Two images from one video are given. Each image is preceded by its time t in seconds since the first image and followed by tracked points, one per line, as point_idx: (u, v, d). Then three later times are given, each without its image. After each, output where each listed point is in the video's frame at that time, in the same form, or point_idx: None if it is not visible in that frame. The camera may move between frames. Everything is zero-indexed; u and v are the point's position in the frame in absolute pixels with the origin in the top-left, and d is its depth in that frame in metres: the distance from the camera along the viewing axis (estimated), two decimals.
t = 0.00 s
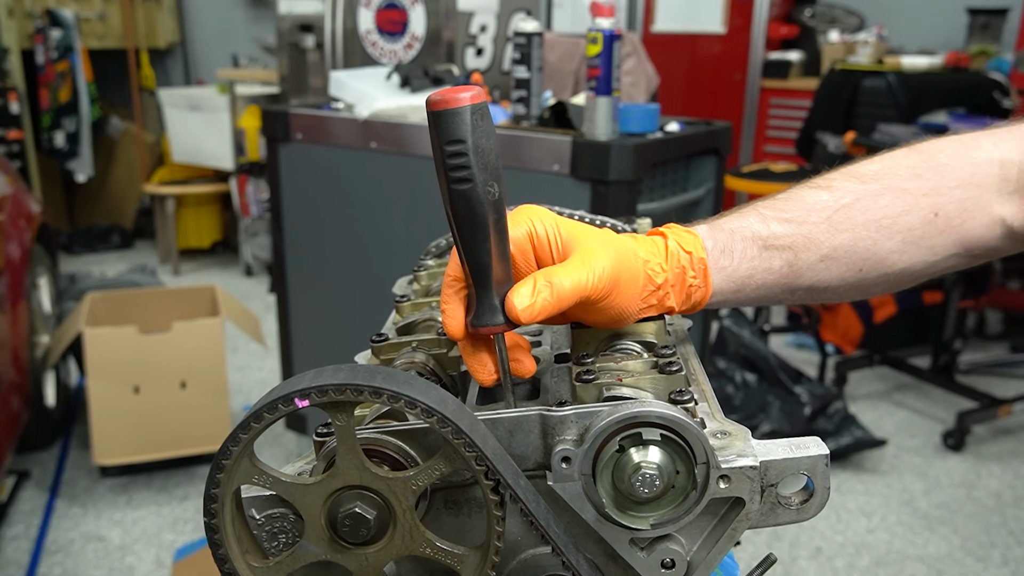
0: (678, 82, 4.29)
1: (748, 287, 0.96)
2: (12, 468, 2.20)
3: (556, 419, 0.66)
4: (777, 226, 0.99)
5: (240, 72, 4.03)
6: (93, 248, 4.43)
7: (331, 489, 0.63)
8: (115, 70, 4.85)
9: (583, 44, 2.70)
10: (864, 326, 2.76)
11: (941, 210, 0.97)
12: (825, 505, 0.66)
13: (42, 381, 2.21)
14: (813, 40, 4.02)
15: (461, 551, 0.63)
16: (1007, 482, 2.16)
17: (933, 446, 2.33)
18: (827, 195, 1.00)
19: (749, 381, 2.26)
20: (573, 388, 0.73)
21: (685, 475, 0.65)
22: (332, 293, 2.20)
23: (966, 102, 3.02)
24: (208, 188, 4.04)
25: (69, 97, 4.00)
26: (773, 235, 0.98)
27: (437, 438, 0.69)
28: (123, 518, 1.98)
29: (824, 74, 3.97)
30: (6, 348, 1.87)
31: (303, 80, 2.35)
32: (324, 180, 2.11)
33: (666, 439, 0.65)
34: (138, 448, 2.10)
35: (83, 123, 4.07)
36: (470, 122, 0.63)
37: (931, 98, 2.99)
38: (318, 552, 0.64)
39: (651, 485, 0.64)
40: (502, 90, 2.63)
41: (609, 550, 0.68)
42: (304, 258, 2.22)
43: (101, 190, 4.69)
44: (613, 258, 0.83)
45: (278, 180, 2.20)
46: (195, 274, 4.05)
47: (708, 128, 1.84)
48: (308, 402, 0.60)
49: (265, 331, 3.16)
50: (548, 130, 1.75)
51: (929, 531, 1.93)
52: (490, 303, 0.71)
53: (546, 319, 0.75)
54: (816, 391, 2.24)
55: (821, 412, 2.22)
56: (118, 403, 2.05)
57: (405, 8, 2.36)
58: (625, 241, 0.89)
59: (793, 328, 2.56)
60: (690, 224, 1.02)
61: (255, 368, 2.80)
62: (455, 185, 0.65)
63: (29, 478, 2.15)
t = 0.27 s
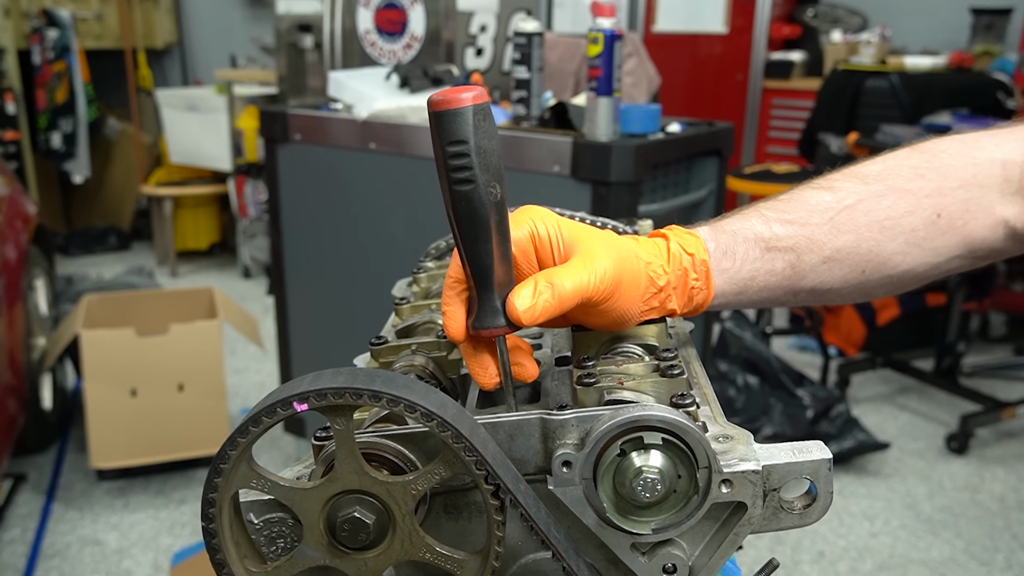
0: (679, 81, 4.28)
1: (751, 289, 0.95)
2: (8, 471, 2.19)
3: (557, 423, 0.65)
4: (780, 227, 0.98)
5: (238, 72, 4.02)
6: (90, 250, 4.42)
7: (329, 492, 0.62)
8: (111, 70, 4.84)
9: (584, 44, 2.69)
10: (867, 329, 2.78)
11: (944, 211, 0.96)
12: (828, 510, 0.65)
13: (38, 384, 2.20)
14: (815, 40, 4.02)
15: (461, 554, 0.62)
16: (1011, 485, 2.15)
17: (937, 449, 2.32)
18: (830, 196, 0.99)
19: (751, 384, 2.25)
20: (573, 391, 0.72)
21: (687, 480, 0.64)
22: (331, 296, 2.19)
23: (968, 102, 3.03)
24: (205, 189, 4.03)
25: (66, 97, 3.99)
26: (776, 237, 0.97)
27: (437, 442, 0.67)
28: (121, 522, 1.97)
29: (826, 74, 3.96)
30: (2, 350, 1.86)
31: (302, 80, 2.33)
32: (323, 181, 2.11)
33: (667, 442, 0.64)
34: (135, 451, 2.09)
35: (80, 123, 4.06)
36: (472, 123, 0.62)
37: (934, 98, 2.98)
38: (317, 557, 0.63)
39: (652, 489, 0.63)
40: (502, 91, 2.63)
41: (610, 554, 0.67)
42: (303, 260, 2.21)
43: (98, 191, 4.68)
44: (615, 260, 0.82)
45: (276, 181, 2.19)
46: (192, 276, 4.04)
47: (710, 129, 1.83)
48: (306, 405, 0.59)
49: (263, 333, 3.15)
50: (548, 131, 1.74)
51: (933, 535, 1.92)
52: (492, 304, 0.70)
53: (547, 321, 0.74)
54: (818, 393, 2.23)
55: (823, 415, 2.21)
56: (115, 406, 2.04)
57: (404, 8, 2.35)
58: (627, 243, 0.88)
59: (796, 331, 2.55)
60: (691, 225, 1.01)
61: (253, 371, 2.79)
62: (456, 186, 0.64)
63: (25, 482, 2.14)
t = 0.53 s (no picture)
0: (681, 81, 4.28)
1: (752, 290, 0.94)
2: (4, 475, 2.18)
3: (558, 426, 0.64)
4: (781, 228, 0.97)
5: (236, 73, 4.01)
6: (87, 251, 4.41)
7: (328, 496, 0.61)
8: (108, 71, 4.83)
9: (584, 44, 2.69)
10: (870, 331, 2.79)
11: (945, 210, 0.95)
12: (830, 514, 0.64)
13: (34, 387, 2.19)
14: (818, 40, 4.02)
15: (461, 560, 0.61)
16: (1014, 489, 2.14)
17: (940, 452, 2.31)
18: (831, 196, 0.98)
19: (753, 387, 2.24)
20: (574, 395, 0.71)
21: (688, 484, 0.63)
22: (329, 297, 2.18)
23: (973, 102, 2.99)
24: (203, 190, 4.02)
25: (62, 98, 3.98)
26: (777, 238, 0.96)
27: (437, 445, 0.66)
28: (118, 526, 1.96)
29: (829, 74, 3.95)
30: None
31: (300, 81, 2.34)
32: (321, 182, 2.10)
33: (670, 447, 0.63)
34: (133, 454, 2.08)
35: (77, 124, 4.05)
36: (475, 121, 0.61)
37: (938, 99, 2.97)
38: (315, 560, 0.62)
39: (654, 493, 0.62)
40: (501, 92, 2.62)
41: (612, 559, 0.66)
42: (301, 262, 2.20)
43: (95, 192, 4.67)
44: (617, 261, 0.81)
45: (274, 182, 2.18)
46: (190, 278, 4.04)
47: (711, 130, 1.82)
48: (309, 408, 0.58)
49: (261, 335, 3.14)
50: (549, 132, 1.73)
51: (936, 539, 1.91)
52: (493, 305, 0.69)
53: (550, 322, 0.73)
54: (820, 396, 2.22)
55: (825, 418, 2.20)
56: (112, 409, 2.03)
57: (403, 8, 2.34)
58: (629, 245, 0.87)
59: (798, 333, 2.53)
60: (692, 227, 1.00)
61: (251, 374, 2.78)
62: (459, 185, 0.63)
63: (22, 485, 2.13)
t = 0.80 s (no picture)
0: (683, 81, 4.27)
1: (755, 292, 0.93)
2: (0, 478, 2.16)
3: (558, 430, 0.63)
4: (783, 229, 0.96)
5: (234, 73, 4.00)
6: (84, 253, 4.40)
7: (327, 499, 0.60)
8: (104, 71, 4.83)
9: (585, 44, 2.68)
10: (873, 334, 2.76)
11: (945, 212, 0.95)
12: (833, 518, 0.63)
13: (31, 389, 2.17)
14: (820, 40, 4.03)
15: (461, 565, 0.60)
16: (1018, 492, 2.13)
17: (943, 455, 2.30)
18: (832, 198, 0.97)
19: (755, 390, 2.23)
20: (575, 398, 0.70)
21: (689, 489, 0.62)
22: (327, 299, 2.17)
23: (977, 103, 3.00)
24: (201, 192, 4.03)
25: (59, 98, 3.97)
26: (779, 240, 0.95)
27: (436, 448, 0.66)
28: (115, 530, 1.95)
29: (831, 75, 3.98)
30: None
31: (299, 82, 2.30)
32: (320, 183, 2.09)
33: (672, 450, 0.62)
34: (130, 457, 2.07)
35: (73, 125, 4.04)
36: (470, 120, 0.61)
37: (941, 99, 2.98)
38: (312, 564, 0.61)
39: (655, 498, 0.61)
40: (502, 93, 2.61)
41: (612, 563, 0.65)
42: (300, 264, 2.19)
43: (92, 193, 4.67)
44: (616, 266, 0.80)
45: (273, 183, 2.17)
46: (187, 280, 4.03)
47: (713, 131, 1.81)
48: (311, 410, 0.57)
49: (259, 338, 3.13)
50: (549, 133, 1.72)
51: (940, 543, 1.90)
52: (488, 305, 0.68)
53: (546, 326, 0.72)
54: (823, 399, 2.21)
55: (828, 421, 2.19)
56: (109, 412, 2.02)
57: (402, 8, 2.33)
58: (630, 248, 0.86)
59: (800, 335, 2.52)
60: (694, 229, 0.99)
61: (249, 377, 2.77)
62: (451, 183, 0.63)
63: (18, 489, 2.12)
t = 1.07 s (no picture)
0: (684, 81, 4.25)
1: (757, 294, 0.92)
2: None
3: (559, 433, 0.62)
4: (785, 231, 0.95)
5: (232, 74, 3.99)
6: (81, 255, 4.40)
7: (327, 503, 0.59)
8: (102, 72, 4.82)
9: (585, 45, 2.68)
10: (876, 336, 2.75)
11: (945, 215, 0.94)
12: (835, 522, 0.62)
13: (27, 392, 2.17)
14: (822, 41, 4.02)
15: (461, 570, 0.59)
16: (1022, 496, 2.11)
17: (946, 459, 2.29)
18: (833, 200, 0.96)
19: (757, 393, 2.21)
20: (575, 401, 0.69)
21: (691, 494, 0.61)
22: (325, 302, 2.16)
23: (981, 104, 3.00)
24: (198, 193, 4.02)
25: (56, 99, 3.96)
26: (782, 241, 0.94)
27: (436, 452, 0.65)
28: (112, 533, 1.94)
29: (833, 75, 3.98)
30: None
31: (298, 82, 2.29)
32: (318, 185, 2.08)
33: (675, 454, 0.61)
34: (127, 461, 2.06)
35: (71, 126, 4.04)
36: (468, 119, 0.60)
37: (944, 100, 2.97)
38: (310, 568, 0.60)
39: (657, 502, 0.60)
40: (502, 93, 2.60)
41: (613, 568, 0.64)
42: (299, 267, 2.18)
43: (88, 195, 4.66)
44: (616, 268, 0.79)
45: (271, 184, 2.16)
46: (184, 282, 4.02)
47: (715, 132, 1.81)
48: (316, 413, 0.56)
49: (257, 340, 3.12)
50: (549, 133, 1.71)
51: (943, 547, 1.88)
52: (488, 305, 0.67)
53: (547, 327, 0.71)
54: (825, 402, 2.19)
55: (830, 424, 2.18)
56: (107, 415, 2.01)
57: (401, 8, 2.32)
58: (631, 249, 0.85)
59: (803, 337, 2.51)
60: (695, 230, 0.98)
61: (247, 379, 2.76)
62: (449, 182, 0.62)
63: (14, 493, 2.11)
